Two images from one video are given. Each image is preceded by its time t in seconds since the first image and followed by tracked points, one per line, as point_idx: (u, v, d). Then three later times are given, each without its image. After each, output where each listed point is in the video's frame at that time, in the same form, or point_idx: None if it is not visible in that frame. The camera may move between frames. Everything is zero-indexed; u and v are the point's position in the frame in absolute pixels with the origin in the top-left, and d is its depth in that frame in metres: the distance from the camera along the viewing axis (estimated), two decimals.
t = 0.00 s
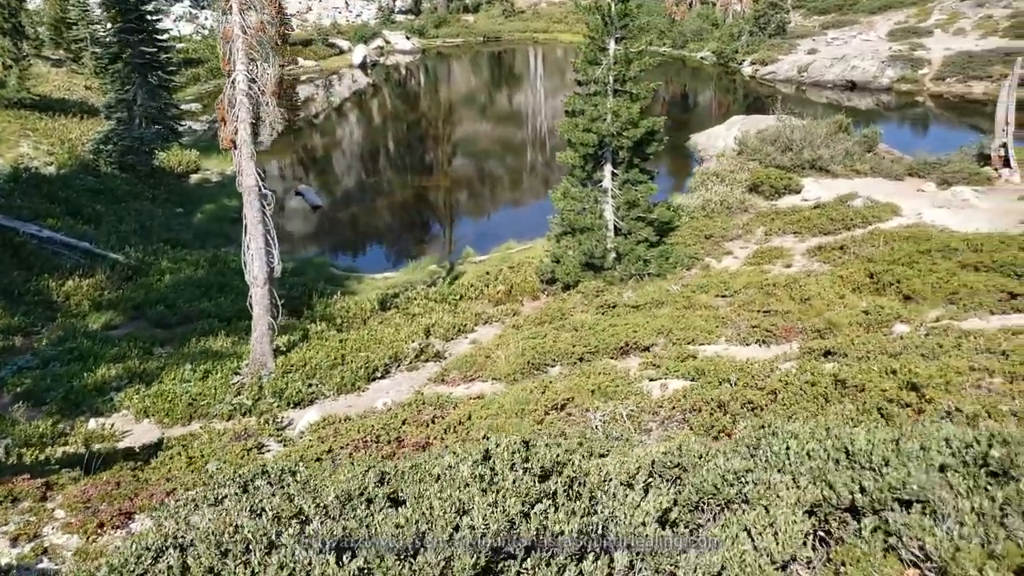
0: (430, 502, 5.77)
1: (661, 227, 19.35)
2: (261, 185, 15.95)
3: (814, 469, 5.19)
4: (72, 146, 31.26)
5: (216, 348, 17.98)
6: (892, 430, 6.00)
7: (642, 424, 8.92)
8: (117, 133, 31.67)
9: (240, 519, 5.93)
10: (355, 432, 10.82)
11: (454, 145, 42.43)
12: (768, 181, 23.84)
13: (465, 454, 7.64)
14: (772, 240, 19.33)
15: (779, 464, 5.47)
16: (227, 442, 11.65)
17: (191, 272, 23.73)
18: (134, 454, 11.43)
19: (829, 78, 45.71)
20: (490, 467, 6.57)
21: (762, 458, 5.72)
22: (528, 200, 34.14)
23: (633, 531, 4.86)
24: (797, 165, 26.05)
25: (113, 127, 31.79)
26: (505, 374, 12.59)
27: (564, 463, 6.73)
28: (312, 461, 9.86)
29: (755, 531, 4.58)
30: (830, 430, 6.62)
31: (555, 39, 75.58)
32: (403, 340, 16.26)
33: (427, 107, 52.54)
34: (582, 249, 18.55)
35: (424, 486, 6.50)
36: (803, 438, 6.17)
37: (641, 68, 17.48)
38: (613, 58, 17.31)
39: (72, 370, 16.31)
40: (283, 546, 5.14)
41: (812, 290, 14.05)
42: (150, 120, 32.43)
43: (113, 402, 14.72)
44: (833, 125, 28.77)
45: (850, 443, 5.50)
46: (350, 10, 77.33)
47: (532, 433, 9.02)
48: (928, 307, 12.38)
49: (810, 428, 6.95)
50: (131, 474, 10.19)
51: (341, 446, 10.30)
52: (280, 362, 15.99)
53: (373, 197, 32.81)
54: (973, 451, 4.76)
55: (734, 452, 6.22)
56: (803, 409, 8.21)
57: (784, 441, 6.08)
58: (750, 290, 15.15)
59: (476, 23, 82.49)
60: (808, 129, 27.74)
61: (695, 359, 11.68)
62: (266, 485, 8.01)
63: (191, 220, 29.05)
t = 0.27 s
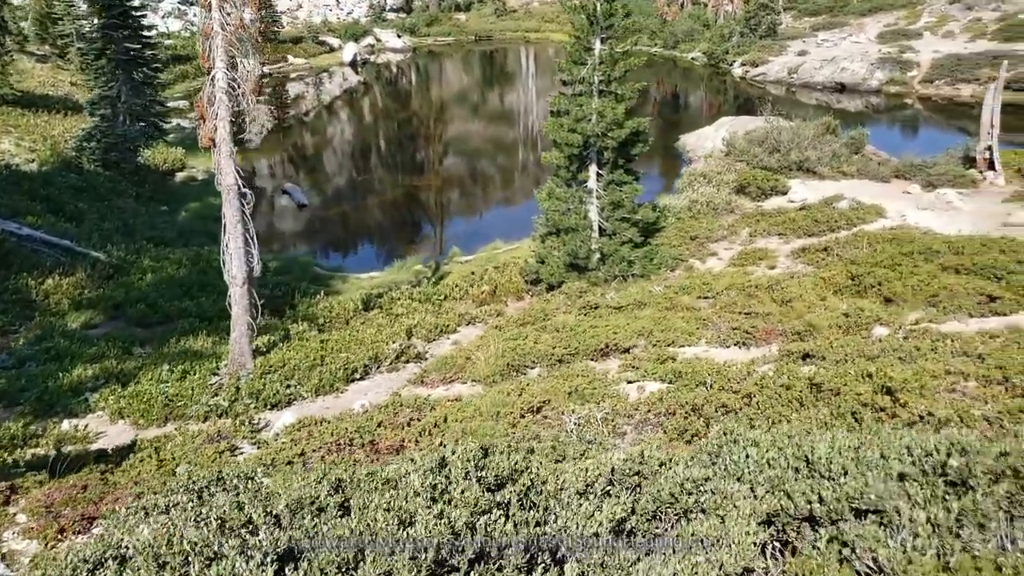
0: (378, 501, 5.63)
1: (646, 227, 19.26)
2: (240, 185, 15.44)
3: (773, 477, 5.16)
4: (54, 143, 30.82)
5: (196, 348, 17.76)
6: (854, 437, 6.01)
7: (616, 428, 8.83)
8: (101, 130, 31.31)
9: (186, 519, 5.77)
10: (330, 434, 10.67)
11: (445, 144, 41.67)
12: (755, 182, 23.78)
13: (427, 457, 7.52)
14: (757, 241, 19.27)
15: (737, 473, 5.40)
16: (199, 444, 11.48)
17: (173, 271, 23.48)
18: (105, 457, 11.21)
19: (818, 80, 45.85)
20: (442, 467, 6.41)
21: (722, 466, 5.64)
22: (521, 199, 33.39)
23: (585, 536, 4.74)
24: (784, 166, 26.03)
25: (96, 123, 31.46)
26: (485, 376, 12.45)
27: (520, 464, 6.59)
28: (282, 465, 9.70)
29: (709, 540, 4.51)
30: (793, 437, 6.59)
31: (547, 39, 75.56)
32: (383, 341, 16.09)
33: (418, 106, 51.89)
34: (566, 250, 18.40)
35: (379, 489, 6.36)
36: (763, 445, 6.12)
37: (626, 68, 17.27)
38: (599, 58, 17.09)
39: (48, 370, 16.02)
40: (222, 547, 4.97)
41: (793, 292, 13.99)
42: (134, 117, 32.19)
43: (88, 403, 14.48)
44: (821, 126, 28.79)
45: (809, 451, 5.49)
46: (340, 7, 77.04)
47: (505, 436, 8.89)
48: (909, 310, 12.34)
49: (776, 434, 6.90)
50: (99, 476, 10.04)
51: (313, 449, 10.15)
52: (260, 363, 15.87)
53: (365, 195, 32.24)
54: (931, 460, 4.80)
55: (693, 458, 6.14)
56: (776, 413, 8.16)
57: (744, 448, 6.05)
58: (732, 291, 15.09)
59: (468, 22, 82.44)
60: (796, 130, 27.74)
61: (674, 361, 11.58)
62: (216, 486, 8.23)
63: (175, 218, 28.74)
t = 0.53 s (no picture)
0: (336, 507, 5.49)
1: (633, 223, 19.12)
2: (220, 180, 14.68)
3: (743, 480, 5.11)
4: (37, 136, 30.16)
5: (177, 344, 17.54)
6: (827, 439, 5.98)
7: (594, 426, 8.71)
8: (85, 124, 30.76)
9: (136, 522, 5.57)
10: (307, 432, 10.49)
11: (436, 139, 41.20)
12: (744, 178, 23.64)
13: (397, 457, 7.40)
14: (744, 238, 19.17)
15: (705, 475, 5.32)
16: (174, 441, 11.28)
17: (158, 266, 23.13)
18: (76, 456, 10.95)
19: (808, 76, 46.35)
20: (405, 466, 6.30)
21: (692, 468, 5.57)
22: (513, 194, 33.08)
23: (547, 540, 4.63)
24: (773, 163, 25.93)
25: (79, 116, 30.96)
26: (466, 372, 12.29)
27: (488, 464, 6.50)
28: (255, 464, 9.53)
29: (674, 544, 4.43)
30: (766, 438, 6.55)
31: (539, 34, 75.32)
32: (366, 337, 15.90)
33: (408, 100, 51.38)
34: (552, 246, 18.21)
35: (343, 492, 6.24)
36: (733, 447, 6.06)
37: (612, 63, 17.05)
38: (585, 53, 16.89)
39: (24, 366, 15.64)
40: (169, 553, 4.79)
41: (778, 289, 13.89)
42: (118, 110, 31.82)
43: (65, 400, 14.15)
44: (810, 123, 28.76)
45: (781, 455, 5.47)
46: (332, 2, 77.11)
47: (483, 434, 8.73)
48: (893, 307, 12.28)
49: (749, 435, 6.84)
50: (69, 473, 9.85)
51: (286, 447, 9.97)
52: (240, 359, 15.60)
53: (356, 191, 31.86)
54: (904, 464, 4.80)
55: (662, 460, 6.07)
56: (756, 411, 8.08)
57: (715, 450, 6.00)
58: (717, 288, 15.01)
59: (459, 17, 82.17)
60: (785, 127, 27.70)
61: (656, 357, 11.47)
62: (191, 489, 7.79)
63: (160, 214, 28.29)
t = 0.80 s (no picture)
0: (296, 512, 5.27)
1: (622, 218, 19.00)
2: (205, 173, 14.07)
3: (721, 485, 4.97)
4: (23, 128, 29.36)
5: (161, 338, 17.32)
6: (809, 439, 5.86)
7: (578, 424, 8.56)
8: (71, 115, 29.98)
9: (83, 525, 5.29)
10: (287, 428, 10.28)
11: (429, 132, 40.79)
12: (734, 172, 23.49)
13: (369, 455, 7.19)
14: (735, 233, 19.04)
15: (681, 479, 5.18)
16: (152, 437, 11.07)
17: (145, 260, 22.56)
18: (51, 455, 10.63)
19: (801, 70, 46.28)
20: (369, 463, 6.08)
21: (669, 470, 5.42)
22: (506, 188, 32.77)
23: (513, 549, 4.43)
24: (764, 157, 25.78)
25: (66, 108, 30.22)
26: (452, 368, 12.10)
27: (459, 463, 6.33)
28: (231, 463, 9.34)
29: (646, 551, 4.26)
30: (749, 438, 6.42)
31: (532, 27, 75.00)
32: (351, 332, 15.67)
33: (401, 92, 50.89)
34: (541, 240, 17.94)
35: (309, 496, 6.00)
36: (711, 449, 5.92)
37: (601, 56, 16.80)
38: (574, 45, 16.60)
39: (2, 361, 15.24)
40: (115, 563, 4.54)
41: (767, 284, 13.76)
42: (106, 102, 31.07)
43: (43, 396, 13.73)
44: (801, 118, 28.63)
45: (761, 457, 5.35)
46: None
47: (464, 432, 8.56)
48: (883, 303, 12.16)
49: (732, 434, 6.70)
50: (43, 472, 9.62)
51: (264, 444, 9.80)
52: (224, 354, 15.28)
53: (349, 184, 31.47)
54: (887, 467, 4.72)
55: (639, 460, 5.92)
56: (742, 408, 7.96)
57: (693, 451, 5.87)
58: (705, 283, 14.88)
59: (452, 9, 81.76)
60: (776, 122, 27.62)
61: (643, 353, 11.30)
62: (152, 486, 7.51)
63: (148, 206, 27.57)
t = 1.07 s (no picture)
0: (263, 530, 5.15)
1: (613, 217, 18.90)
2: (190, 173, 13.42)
3: (703, 500, 4.94)
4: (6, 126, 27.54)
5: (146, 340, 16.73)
6: (793, 450, 5.87)
7: (564, 428, 8.45)
8: (58, 114, 28.23)
9: (41, 546, 5.12)
10: (270, 433, 10.06)
11: (421, 131, 40.53)
12: (725, 171, 23.39)
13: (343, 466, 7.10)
14: (724, 232, 18.96)
15: (663, 492, 5.17)
16: (131, 443, 10.77)
17: (134, 261, 21.21)
18: (29, 463, 10.30)
19: (791, 69, 46.43)
20: (342, 479, 6.00)
21: (650, 484, 5.36)
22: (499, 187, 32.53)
23: (486, 561, 4.30)
24: (755, 156, 25.72)
25: (52, 108, 28.41)
26: (438, 371, 11.94)
27: (437, 478, 6.27)
28: (211, 471, 9.14)
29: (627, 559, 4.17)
30: (734, 448, 6.42)
31: (523, 25, 74.93)
32: (337, 333, 15.50)
33: (392, 91, 50.62)
34: (531, 240, 17.70)
35: (284, 513, 5.89)
36: (696, 460, 5.88)
37: (590, 54, 16.61)
38: (564, 43, 16.28)
39: None
40: None
41: (757, 284, 13.67)
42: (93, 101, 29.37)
43: (23, 400, 12.98)
44: (792, 117, 28.59)
45: (743, 471, 5.35)
46: None
47: (447, 438, 8.45)
48: (872, 303, 12.09)
49: (717, 445, 6.66)
50: (17, 483, 9.36)
51: (245, 450, 9.60)
52: (209, 356, 14.64)
53: (340, 183, 31.15)
54: (874, 480, 4.76)
55: (618, 472, 5.89)
56: (733, 413, 7.85)
57: (675, 462, 5.84)
58: (695, 283, 14.80)
59: (443, 8, 81.56)
60: (767, 121, 27.58)
61: (632, 355, 11.17)
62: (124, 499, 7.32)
63: (137, 205, 26.25)
